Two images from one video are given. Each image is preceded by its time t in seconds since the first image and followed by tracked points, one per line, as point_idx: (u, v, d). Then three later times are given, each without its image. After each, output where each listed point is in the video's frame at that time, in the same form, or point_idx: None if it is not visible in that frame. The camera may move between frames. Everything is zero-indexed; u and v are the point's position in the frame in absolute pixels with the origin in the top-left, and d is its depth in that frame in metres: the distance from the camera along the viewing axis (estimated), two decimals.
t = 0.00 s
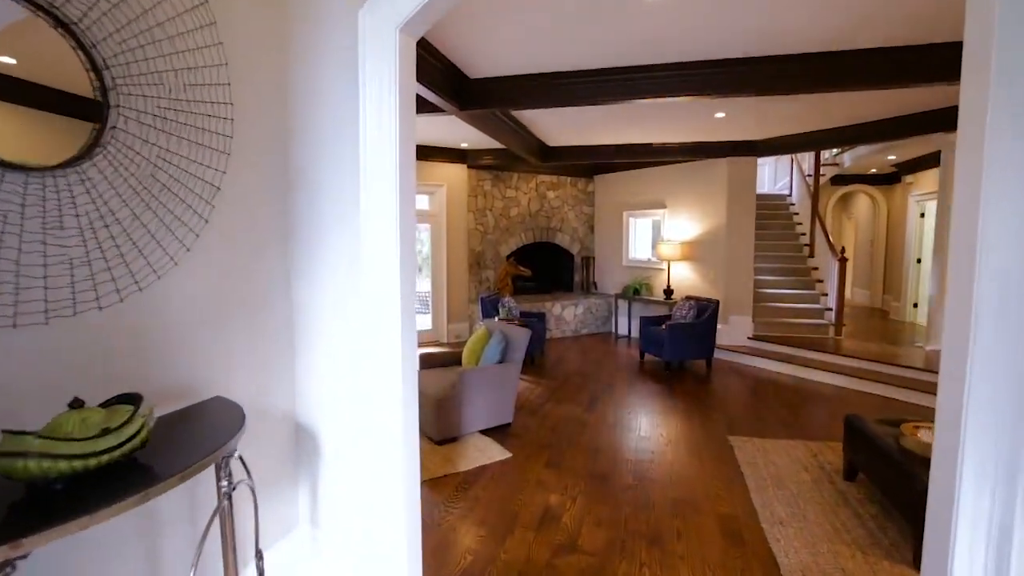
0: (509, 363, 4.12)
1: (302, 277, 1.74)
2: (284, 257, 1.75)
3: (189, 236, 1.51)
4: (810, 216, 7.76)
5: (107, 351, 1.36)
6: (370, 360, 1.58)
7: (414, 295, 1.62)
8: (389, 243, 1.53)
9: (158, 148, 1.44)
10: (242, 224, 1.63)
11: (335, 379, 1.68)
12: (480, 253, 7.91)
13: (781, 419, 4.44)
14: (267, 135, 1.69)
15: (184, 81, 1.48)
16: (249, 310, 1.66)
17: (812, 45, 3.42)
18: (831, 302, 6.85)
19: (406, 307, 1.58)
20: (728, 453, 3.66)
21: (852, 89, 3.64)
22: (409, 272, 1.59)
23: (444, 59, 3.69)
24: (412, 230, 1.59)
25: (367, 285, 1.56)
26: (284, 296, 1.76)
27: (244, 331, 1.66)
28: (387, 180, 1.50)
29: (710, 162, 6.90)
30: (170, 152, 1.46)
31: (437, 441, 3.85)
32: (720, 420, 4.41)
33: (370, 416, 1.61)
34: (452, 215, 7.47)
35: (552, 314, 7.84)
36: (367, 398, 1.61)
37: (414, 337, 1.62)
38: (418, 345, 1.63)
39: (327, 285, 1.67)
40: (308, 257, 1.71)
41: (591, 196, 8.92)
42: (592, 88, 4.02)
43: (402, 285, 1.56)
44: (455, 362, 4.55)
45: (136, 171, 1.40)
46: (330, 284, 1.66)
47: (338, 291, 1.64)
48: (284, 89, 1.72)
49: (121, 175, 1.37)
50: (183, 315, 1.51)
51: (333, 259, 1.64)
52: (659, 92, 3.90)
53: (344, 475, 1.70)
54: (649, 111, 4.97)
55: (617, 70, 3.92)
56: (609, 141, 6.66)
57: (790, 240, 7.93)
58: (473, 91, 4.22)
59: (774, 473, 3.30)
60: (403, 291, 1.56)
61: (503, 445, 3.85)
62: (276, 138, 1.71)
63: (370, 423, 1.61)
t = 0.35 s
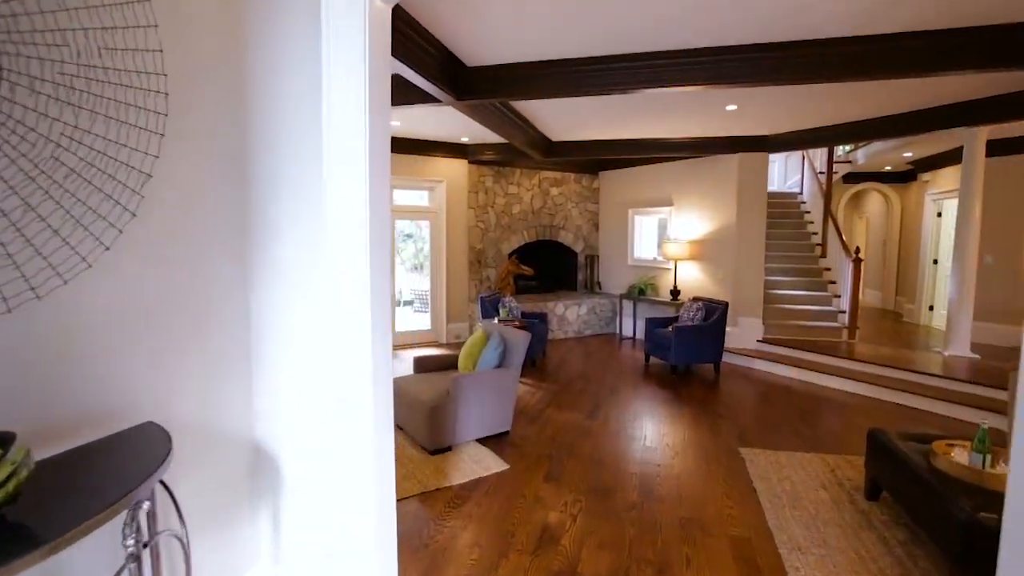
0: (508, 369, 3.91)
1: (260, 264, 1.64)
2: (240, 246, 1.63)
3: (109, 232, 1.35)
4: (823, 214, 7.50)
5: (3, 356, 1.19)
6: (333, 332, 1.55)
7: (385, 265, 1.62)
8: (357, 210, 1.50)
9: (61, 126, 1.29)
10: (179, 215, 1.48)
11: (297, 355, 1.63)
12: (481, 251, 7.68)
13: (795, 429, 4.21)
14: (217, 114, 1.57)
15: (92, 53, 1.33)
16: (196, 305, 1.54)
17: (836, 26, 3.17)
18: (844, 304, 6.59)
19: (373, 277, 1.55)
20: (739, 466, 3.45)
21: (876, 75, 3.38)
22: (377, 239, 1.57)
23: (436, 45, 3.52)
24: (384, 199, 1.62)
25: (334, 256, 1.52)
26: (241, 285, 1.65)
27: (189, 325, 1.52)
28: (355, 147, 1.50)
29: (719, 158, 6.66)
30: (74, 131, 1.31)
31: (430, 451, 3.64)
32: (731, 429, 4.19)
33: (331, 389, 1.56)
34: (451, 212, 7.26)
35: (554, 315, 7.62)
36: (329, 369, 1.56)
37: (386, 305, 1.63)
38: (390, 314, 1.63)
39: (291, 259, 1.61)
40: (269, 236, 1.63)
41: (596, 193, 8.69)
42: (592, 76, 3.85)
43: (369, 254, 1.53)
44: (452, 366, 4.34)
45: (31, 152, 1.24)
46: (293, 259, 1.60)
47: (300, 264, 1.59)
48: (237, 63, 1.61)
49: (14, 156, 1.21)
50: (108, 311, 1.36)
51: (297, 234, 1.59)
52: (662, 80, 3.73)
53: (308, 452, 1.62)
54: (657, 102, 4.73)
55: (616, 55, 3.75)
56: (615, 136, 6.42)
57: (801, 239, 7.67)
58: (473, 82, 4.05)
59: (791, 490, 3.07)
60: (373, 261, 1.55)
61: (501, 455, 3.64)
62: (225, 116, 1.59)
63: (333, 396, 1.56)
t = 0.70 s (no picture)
0: (508, 375, 3.72)
1: (211, 257, 1.36)
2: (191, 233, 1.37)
3: (12, 226, 1.16)
4: (838, 215, 7.25)
5: None
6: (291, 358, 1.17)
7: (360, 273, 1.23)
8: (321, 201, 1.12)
9: None
10: (117, 193, 1.27)
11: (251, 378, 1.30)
12: (484, 250, 7.48)
13: (812, 441, 3.99)
14: (160, 75, 1.31)
15: (6, 1, 1.16)
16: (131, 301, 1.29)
17: (864, 9, 2.94)
18: (860, 308, 6.35)
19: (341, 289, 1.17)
20: (753, 482, 3.23)
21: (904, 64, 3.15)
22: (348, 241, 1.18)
23: (432, 31, 3.34)
24: (359, 187, 1.21)
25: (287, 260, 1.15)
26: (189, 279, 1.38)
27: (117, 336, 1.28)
28: (319, 117, 1.10)
29: (731, 156, 6.42)
30: None
31: (425, 462, 3.44)
32: (744, 440, 3.97)
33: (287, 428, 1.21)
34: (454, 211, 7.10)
35: (559, 317, 7.41)
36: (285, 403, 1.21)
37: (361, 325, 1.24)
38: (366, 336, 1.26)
39: (243, 259, 1.27)
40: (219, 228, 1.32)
41: (602, 191, 8.47)
42: (597, 67, 3.66)
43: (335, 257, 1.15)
44: (450, 371, 4.14)
45: None
46: (244, 259, 1.26)
47: (254, 264, 1.24)
48: (189, 16, 1.35)
49: None
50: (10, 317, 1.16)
51: (249, 226, 1.24)
52: (670, 74, 3.54)
53: (266, 509, 1.28)
54: (667, 95, 4.52)
55: (623, 45, 3.56)
56: (623, 132, 6.20)
57: (815, 240, 7.43)
58: (474, 73, 3.87)
59: (812, 511, 2.85)
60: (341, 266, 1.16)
61: (501, 468, 3.45)
62: (166, 85, 1.32)
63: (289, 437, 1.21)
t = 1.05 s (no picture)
0: (512, 382, 3.52)
1: (155, 231, 1.14)
2: (132, 201, 1.15)
3: None
4: (855, 216, 7.00)
5: None
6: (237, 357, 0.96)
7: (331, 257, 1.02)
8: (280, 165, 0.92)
9: None
10: (38, 151, 1.03)
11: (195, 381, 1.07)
12: (490, 250, 7.29)
13: (832, 454, 3.76)
14: (88, 7, 1.07)
15: None
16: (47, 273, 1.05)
17: None
18: (879, 314, 6.09)
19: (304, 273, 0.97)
20: (772, 500, 3.01)
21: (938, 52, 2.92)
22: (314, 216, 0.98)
23: (433, 19, 3.17)
24: (330, 153, 1.01)
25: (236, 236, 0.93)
26: (128, 260, 1.15)
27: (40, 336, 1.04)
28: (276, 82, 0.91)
29: (746, 154, 6.19)
30: None
31: (423, 475, 3.25)
32: (760, 453, 3.75)
33: (233, 444, 0.99)
34: (459, 210, 6.97)
35: (565, 319, 7.21)
36: (229, 414, 0.99)
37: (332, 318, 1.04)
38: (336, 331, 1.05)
39: (188, 237, 1.05)
40: (162, 196, 1.10)
41: (611, 190, 8.26)
42: (608, 57, 3.45)
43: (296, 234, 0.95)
44: (449, 377, 3.95)
45: None
46: (188, 237, 1.04)
47: (199, 244, 1.02)
48: None
49: None
50: None
51: (194, 198, 1.03)
52: (683, 64, 3.34)
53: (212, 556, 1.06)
54: (680, 87, 4.29)
55: (634, 33, 3.34)
56: (634, 128, 5.99)
57: (831, 242, 7.19)
58: (478, 63, 3.67)
59: (838, 536, 2.64)
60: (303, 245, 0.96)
61: (502, 481, 3.25)
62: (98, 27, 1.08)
63: (235, 456, 0.99)
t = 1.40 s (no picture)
0: (517, 391, 3.34)
1: (93, 220, 0.97)
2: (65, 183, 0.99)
3: None
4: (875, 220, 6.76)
5: None
6: (180, 383, 0.79)
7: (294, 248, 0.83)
8: (230, 137, 0.75)
9: None
10: None
11: (140, 402, 0.90)
12: (497, 252, 7.11)
13: (856, 471, 3.55)
14: None
15: None
16: None
17: None
18: (901, 321, 5.85)
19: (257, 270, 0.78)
20: (795, 523, 2.81)
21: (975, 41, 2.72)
22: (270, 195, 0.79)
23: (436, 7, 3.01)
24: (297, 123, 0.82)
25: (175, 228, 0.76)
26: (63, 255, 0.99)
27: None
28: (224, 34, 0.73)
29: (762, 154, 5.98)
30: None
31: (422, 488, 3.08)
32: (779, 468, 3.54)
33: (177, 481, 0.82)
34: (466, 211, 6.81)
35: (574, 323, 7.03)
36: (174, 444, 0.82)
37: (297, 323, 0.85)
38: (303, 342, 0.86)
39: (130, 229, 0.88)
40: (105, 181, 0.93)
41: (622, 192, 8.06)
42: (621, 48, 3.27)
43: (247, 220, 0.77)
44: (452, 384, 3.78)
45: None
46: (127, 225, 0.88)
47: (143, 241, 0.85)
48: None
49: None
50: None
51: (134, 177, 0.86)
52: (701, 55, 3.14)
53: None
54: (696, 81, 4.10)
55: (649, 23, 3.16)
56: (646, 127, 5.80)
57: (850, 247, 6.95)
58: (485, 55, 3.51)
59: (868, 564, 2.43)
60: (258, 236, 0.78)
61: (506, 496, 3.07)
62: None
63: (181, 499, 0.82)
